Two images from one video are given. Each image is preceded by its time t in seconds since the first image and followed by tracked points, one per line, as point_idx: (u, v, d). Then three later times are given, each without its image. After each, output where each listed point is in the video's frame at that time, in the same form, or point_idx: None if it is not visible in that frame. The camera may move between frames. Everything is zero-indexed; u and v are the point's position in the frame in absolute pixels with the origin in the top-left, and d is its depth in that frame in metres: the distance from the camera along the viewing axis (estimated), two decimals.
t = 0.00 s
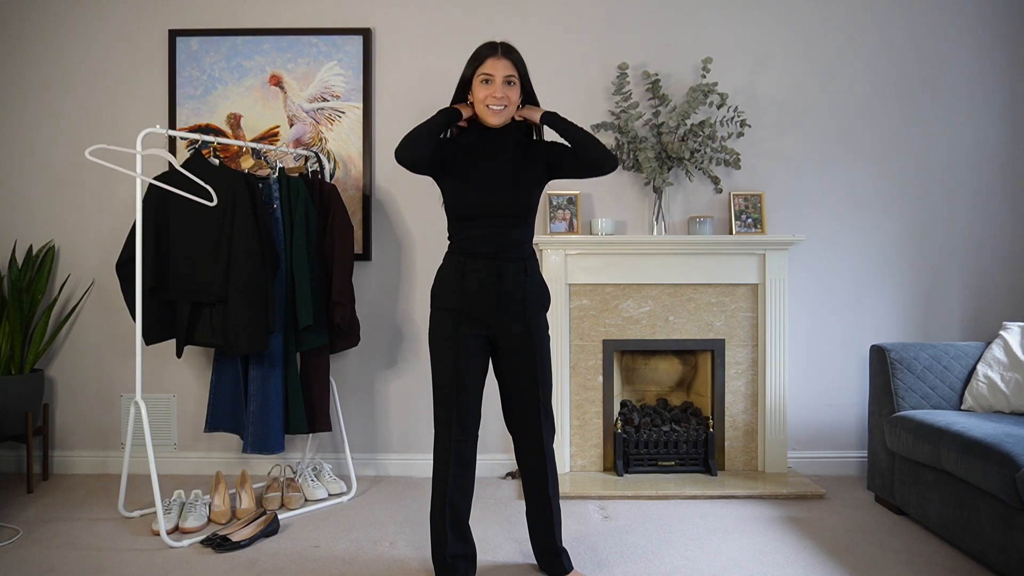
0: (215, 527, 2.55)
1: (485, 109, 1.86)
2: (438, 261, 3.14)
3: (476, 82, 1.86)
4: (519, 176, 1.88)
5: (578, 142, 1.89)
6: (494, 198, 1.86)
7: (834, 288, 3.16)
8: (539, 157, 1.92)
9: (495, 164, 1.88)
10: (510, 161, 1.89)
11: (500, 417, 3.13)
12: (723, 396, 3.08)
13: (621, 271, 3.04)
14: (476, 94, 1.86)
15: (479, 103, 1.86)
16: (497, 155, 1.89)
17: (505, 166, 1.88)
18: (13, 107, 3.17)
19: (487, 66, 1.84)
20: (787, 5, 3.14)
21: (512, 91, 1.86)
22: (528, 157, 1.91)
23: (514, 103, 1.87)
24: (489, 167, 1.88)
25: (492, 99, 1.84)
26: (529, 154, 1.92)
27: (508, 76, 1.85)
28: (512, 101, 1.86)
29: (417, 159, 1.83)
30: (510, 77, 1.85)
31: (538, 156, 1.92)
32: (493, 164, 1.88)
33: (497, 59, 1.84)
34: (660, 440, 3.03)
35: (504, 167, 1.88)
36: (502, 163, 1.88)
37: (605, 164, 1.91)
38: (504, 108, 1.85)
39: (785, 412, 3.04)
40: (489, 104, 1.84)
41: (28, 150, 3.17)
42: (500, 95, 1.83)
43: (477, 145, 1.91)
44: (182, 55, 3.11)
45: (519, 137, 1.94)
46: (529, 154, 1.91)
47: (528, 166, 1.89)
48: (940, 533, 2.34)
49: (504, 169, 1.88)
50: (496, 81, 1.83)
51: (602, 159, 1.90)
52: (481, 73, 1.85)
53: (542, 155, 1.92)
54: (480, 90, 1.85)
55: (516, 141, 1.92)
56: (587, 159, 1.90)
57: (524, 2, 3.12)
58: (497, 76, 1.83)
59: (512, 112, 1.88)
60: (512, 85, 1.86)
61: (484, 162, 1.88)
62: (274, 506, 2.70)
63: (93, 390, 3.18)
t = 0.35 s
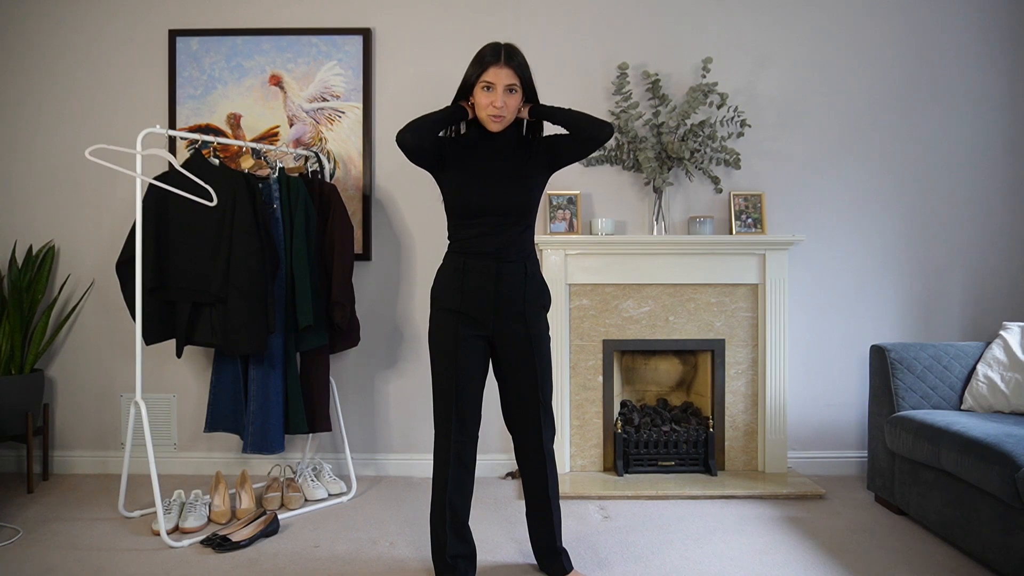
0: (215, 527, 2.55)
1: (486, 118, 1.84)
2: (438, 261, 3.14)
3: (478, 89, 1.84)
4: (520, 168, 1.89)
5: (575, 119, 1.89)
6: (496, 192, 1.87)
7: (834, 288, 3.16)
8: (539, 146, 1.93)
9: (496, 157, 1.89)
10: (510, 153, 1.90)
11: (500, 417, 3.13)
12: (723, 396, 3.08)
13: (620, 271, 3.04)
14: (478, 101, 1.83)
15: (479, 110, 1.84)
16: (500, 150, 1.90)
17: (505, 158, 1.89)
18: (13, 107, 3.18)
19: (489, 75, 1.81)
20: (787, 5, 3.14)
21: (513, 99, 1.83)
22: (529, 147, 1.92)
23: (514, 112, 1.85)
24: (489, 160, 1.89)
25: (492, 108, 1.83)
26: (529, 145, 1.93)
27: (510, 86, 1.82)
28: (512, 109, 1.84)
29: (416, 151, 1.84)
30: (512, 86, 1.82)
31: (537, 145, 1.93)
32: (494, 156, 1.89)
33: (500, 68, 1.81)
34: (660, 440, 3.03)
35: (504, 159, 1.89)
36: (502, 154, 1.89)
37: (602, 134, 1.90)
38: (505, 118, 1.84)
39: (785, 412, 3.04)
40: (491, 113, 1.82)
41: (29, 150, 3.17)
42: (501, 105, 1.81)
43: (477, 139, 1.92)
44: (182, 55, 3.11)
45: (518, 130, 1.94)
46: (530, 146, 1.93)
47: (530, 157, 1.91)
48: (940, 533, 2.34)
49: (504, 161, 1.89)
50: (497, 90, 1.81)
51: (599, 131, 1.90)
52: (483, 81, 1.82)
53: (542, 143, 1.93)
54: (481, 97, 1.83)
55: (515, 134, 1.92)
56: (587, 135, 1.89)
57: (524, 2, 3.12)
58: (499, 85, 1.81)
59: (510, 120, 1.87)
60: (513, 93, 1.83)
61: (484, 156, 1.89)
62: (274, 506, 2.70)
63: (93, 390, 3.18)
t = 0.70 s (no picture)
0: (215, 527, 2.55)
1: (486, 112, 1.85)
2: (438, 261, 3.14)
3: (478, 83, 1.85)
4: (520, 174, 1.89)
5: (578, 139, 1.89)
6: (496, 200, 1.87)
7: (834, 288, 3.16)
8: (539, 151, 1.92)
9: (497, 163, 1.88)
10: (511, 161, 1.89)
11: (500, 417, 3.13)
12: (723, 396, 3.08)
13: (620, 271, 3.04)
14: (478, 95, 1.84)
15: (480, 104, 1.85)
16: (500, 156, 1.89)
17: (505, 165, 1.88)
18: (13, 107, 3.18)
19: (489, 68, 1.82)
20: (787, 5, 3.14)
21: (513, 93, 1.84)
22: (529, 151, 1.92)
23: (514, 106, 1.86)
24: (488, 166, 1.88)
25: (492, 101, 1.83)
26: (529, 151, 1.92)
27: (510, 79, 1.83)
28: (512, 103, 1.85)
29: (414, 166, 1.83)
30: (513, 79, 1.84)
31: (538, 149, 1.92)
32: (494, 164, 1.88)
33: (500, 61, 1.82)
34: (660, 440, 3.03)
35: (504, 164, 1.88)
36: (502, 162, 1.88)
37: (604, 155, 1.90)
38: (505, 111, 1.84)
39: (785, 412, 3.04)
40: (492, 107, 1.83)
41: (29, 150, 3.17)
42: (501, 98, 1.82)
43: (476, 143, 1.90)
44: (182, 55, 3.11)
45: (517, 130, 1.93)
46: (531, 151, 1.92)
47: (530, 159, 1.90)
48: (940, 533, 2.34)
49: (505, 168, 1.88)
50: (497, 83, 1.82)
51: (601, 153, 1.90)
52: (483, 74, 1.83)
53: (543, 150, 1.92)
54: (482, 91, 1.84)
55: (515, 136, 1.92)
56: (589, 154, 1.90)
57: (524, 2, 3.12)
58: (499, 78, 1.82)
59: (510, 114, 1.87)
60: (513, 87, 1.84)
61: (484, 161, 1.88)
62: (274, 506, 2.69)
63: (93, 390, 3.18)
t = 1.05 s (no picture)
0: (215, 527, 2.55)
1: (491, 91, 1.83)
2: (437, 261, 3.14)
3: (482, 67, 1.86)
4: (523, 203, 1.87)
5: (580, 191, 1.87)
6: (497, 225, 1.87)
7: (834, 288, 3.16)
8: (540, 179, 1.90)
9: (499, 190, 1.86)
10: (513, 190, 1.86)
11: (500, 417, 3.13)
12: (723, 396, 3.08)
13: (620, 271, 3.04)
14: (481, 78, 1.85)
15: (484, 84, 1.84)
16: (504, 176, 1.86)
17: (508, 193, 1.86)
18: (13, 107, 3.17)
19: (493, 51, 1.85)
20: (787, 5, 3.14)
21: (517, 75, 1.85)
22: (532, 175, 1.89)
23: (518, 87, 1.86)
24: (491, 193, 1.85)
25: (497, 79, 1.83)
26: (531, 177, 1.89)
27: (513, 60, 1.84)
28: (516, 84, 1.85)
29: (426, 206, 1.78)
30: (516, 63, 1.85)
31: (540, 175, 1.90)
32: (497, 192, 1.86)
33: (503, 46, 1.86)
34: (660, 440, 3.03)
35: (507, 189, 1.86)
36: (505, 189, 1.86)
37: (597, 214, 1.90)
38: (509, 91, 1.83)
39: (785, 412, 3.04)
40: (497, 84, 1.82)
41: (29, 150, 3.17)
42: (505, 74, 1.82)
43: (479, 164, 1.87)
44: (182, 55, 3.11)
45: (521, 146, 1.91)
46: (534, 175, 1.89)
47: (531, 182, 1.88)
48: (940, 533, 2.34)
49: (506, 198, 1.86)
50: (501, 62, 1.83)
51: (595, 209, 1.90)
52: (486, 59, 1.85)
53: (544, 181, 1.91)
54: (486, 71, 1.84)
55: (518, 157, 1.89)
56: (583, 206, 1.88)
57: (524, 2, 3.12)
58: (503, 58, 1.83)
59: (514, 98, 1.86)
60: (516, 69, 1.86)
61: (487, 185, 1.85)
62: (274, 506, 2.70)
63: (93, 390, 3.18)
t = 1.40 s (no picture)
0: (215, 527, 2.55)
1: (489, 87, 1.83)
2: (437, 261, 3.14)
3: (481, 65, 1.87)
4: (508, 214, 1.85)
5: (555, 215, 1.80)
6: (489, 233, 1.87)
7: (834, 288, 3.16)
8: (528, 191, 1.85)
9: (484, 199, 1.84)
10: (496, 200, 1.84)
11: (500, 417, 3.13)
12: (723, 396, 3.08)
13: (620, 271, 3.04)
14: (480, 75, 1.85)
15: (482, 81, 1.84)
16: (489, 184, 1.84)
17: (492, 203, 1.84)
18: (13, 107, 3.18)
19: (491, 51, 1.86)
20: (787, 5, 3.14)
21: (515, 73, 1.85)
22: (519, 186, 1.85)
23: (516, 84, 1.85)
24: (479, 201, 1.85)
25: (495, 75, 1.83)
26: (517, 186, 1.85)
27: (511, 59, 1.85)
28: (514, 81, 1.85)
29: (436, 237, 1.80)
30: (514, 61, 1.86)
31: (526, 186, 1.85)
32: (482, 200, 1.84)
33: (502, 46, 1.87)
34: (660, 440, 3.03)
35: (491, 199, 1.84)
36: (489, 199, 1.84)
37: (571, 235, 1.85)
38: (508, 86, 1.83)
39: (785, 412, 3.04)
40: (495, 80, 1.82)
41: (30, 150, 3.17)
42: (503, 69, 1.82)
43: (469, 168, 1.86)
44: (182, 55, 3.11)
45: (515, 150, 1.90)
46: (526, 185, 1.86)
47: (523, 191, 1.85)
48: (940, 533, 2.34)
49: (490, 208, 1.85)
50: (499, 59, 1.84)
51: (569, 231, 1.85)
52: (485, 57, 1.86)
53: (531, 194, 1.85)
54: (484, 69, 1.85)
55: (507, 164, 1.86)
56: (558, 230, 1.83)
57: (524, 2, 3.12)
58: (500, 56, 1.84)
59: (512, 94, 1.86)
60: (514, 66, 1.86)
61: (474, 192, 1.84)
62: (274, 506, 2.69)
63: (93, 390, 3.18)
